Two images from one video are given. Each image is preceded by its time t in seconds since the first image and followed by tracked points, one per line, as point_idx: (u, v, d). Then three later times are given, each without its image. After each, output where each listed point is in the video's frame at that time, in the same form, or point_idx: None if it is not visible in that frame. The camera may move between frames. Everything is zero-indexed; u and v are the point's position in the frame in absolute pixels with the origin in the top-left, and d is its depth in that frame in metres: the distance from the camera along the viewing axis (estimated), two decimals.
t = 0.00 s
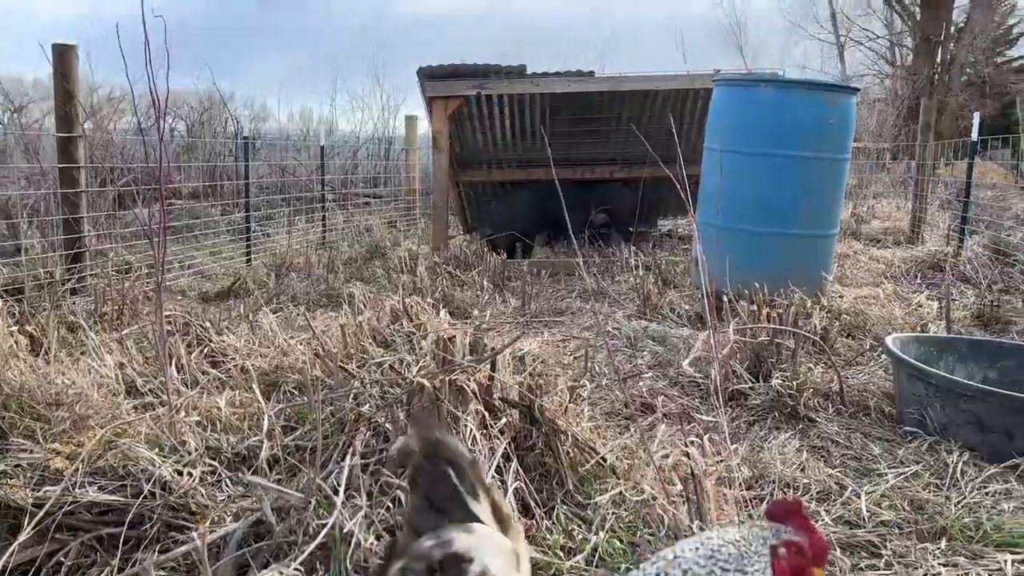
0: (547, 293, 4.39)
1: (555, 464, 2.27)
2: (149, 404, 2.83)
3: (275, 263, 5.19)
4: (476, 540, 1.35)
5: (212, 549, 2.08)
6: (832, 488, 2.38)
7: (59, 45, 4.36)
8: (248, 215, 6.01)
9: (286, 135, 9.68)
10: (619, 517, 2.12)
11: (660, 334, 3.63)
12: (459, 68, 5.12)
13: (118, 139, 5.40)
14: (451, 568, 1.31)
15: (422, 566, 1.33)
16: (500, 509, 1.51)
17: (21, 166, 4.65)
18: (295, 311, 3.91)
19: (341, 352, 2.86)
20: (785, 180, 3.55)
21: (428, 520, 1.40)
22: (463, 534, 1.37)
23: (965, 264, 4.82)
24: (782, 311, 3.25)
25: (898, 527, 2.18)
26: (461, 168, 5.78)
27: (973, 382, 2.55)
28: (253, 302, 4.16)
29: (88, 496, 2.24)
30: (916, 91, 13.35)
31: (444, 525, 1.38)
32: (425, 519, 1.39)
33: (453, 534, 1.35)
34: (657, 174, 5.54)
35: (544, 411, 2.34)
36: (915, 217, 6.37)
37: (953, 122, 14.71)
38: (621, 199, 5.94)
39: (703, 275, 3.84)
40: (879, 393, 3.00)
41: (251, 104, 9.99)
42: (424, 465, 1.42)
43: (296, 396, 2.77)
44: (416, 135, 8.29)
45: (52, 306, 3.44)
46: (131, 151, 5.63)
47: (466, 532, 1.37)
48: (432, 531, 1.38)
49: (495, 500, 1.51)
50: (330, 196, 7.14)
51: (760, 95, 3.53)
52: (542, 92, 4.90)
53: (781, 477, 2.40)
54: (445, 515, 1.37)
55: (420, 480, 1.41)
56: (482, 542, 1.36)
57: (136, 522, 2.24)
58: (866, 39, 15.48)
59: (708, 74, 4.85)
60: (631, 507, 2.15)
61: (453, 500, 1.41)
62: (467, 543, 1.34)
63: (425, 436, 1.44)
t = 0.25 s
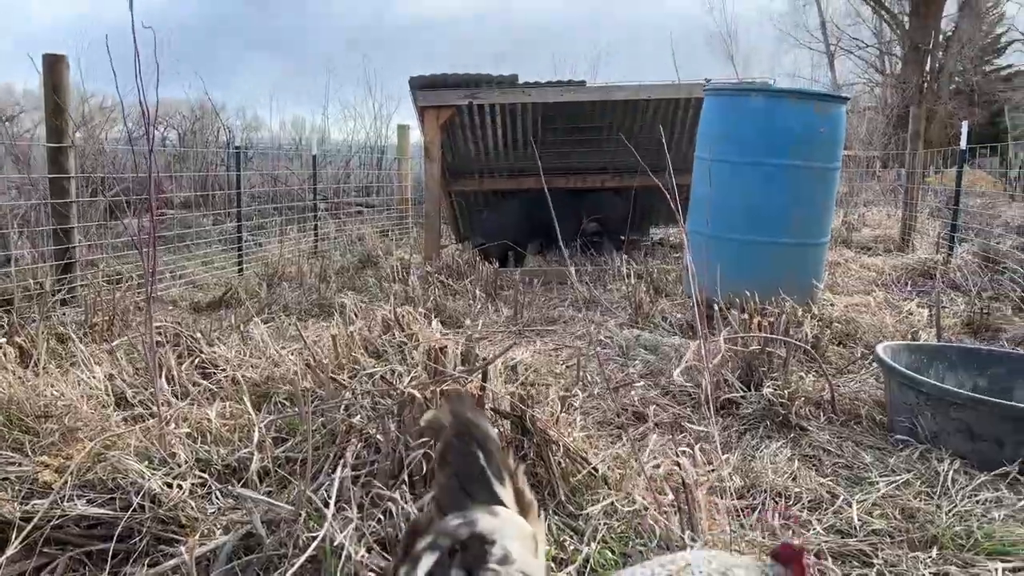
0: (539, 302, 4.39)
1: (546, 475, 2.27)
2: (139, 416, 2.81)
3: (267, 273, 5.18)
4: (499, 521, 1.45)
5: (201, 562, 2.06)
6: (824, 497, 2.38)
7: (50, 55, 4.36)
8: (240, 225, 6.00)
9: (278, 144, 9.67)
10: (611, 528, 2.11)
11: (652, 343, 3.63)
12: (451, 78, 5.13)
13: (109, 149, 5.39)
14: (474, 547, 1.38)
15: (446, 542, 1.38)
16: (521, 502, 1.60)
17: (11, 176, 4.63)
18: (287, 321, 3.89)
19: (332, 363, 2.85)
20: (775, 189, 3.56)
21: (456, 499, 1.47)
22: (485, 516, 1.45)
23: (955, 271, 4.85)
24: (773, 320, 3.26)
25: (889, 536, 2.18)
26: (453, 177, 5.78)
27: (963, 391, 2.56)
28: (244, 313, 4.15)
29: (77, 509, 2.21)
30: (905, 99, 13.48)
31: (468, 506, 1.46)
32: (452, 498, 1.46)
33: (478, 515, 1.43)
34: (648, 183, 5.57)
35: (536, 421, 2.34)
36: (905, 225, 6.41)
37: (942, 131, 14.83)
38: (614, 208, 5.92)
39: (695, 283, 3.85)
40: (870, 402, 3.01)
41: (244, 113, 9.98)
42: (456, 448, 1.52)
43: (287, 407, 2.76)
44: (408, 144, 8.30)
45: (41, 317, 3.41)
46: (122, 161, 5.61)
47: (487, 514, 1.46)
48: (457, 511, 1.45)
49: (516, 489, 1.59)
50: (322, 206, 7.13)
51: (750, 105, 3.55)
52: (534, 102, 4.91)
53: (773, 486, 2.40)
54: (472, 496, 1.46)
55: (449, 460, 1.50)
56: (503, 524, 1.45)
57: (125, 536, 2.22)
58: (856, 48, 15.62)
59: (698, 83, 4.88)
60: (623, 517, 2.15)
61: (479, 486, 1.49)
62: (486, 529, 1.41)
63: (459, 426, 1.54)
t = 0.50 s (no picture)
0: (535, 308, 4.40)
1: (542, 483, 2.26)
2: (133, 425, 2.79)
3: (262, 280, 5.18)
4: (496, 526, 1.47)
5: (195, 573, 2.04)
6: (819, 504, 2.38)
7: (44, 63, 4.35)
8: (235, 232, 5.99)
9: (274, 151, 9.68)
10: (607, 536, 2.11)
11: (647, 349, 3.63)
12: (446, 85, 5.14)
13: (105, 157, 5.39)
14: (474, 551, 1.42)
15: (446, 549, 1.41)
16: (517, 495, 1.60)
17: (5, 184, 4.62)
18: (283, 329, 3.88)
19: (327, 371, 2.84)
20: (769, 196, 3.57)
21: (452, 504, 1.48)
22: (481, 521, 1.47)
23: (949, 277, 4.86)
24: (767, 327, 3.26)
25: (885, 544, 2.18)
26: (448, 184, 5.79)
27: (958, 397, 2.56)
28: (239, 321, 4.14)
29: (69, 520, 2.19)
30: (899, 106, 13.55)
31: (468, 509, 1.47)
32: (451, 503, 1.47)
33: (477, 519, 1.45)
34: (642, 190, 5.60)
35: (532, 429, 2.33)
36: (900, 231, 6.43)
37: (936, 137, 14.91)
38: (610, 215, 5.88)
39: (691, 290, 3.87)
40: (865, 408, 3.02)
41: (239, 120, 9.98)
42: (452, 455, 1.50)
43: (282, 416, 2.75)
44: (404, 150, 8.31)
45: (35, 326, 3.40)
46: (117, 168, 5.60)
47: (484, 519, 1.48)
48: (457, 516, 1.46)
49: (513, 489, 1.60)
50: (318, 213, 7.13)
51: (743, 113, 3.57)
52: (529, 109, 4.92)
53: (768, 493, 2.40)
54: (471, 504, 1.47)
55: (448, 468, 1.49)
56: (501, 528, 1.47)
57: (118, 546, 2.20)
58: (849, 54, 15.72)
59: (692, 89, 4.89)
60: (619, 526, 2.14)
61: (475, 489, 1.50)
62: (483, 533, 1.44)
63: (453, 430, 1.51)
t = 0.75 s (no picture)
0: (532, 315, 4.39)
1: (539, 492, 2.26)
2: (128, 435, 2.78)
3: (258, 287, 5.17)
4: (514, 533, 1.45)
5: None
6: (816, 511, 2.38)
7: (39, 72, 4.34)
8: (231, 240, 5.99)
9: (270, 158, 9.68)
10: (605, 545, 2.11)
11: (644, 356, 3.63)
12: (442, 93, 5.15)
13: (100, 165, 5.37)
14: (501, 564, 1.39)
15: (478, 565, 1.40)
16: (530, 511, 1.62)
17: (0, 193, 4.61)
18: (279, 337, 3.88)
19: (323, 380, 2.84)
20: (764, 203, 3.58)
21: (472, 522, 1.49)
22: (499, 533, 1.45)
23: (944, 283, 4.88)
24: (764, 334, 3.27)
25: (882, 551, 2.18)
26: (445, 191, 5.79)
27: (953, 403, 2.56)
28: (235, 329, 4.13)
29: (64, 531, 2.18)
30: (894, 111, 13.61)
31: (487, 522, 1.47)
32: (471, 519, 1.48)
33: (499, 530, 1.43)
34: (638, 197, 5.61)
35: (528, 437, 2.33)
36: (895, 237, 6.46)
37: (930, 142, 14.99)
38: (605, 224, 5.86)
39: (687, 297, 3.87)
40: (862, 415, 3.02)
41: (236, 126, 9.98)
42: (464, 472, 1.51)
43: (278, 425, 2.74)
44: (400, 157, 8.32)
45: (30, 336, 3.38)
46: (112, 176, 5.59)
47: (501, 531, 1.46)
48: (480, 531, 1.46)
49: (521, 497, 1.62)
50: (314, 220, 7.14)
51: (739, 120, 3.57)
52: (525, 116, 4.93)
53: (765, 501, 2.40)
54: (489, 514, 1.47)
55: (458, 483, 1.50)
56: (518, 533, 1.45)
57: (113, 558, 2.19)
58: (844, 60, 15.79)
59: (688, 96, 4.90)
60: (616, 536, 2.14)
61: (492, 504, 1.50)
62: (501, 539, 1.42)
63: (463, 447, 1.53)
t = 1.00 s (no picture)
0: (528, 321, 4.39)
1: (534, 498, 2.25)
2: (123, 442, 2.76)
3: (254, 293, 5.16)
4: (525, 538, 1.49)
5: None
6: (813, 517, 2.37)
7: (34, 78, 4.34)
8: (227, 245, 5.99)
9: (266, 164, 9.67)
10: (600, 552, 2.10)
11: (640, 361, 3.63)
12: (438, 98, 5.15)
13: (96, 170, 5.37)
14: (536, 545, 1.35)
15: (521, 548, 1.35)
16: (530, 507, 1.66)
17: None
18: (274, 344, 3.87)
19: (318, 386, 2.83)
20: (760, 208, 3.58)
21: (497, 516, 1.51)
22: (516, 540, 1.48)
23: (940, 287, 4.89)
24: (760, 339, 3.26)
25: (878, 557, 2.17)
26: (441, 197, 5.79)
27: (949, 408, 2.56)
28: (230, 336, 4.12)
29: (58, 540, 2.16)
30: (889, 115, 13.66)
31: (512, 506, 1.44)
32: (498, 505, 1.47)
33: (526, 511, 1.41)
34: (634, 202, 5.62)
35: (524, 444, 2.32)
36: (891, 241, 6.47)
37: (926, 146, 15.04)
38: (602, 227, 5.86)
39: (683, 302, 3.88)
40: (858, 419, 3.02)
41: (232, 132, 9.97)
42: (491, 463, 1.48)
43: (274, 432, 2.73)
44: (396, 162, 8.32)
45: (24, 343, 3.37)
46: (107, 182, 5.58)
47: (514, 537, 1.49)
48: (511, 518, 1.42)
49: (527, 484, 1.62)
50: (311, 226, 7.13)
51: (734, 126, 3.58)
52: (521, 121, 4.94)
53: (761, 507, 2.39)
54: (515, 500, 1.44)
55: (484, 473, 1.48)
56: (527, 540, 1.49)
57: (107, 566, 2.17)
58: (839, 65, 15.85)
59: (683, 101, 4.91)
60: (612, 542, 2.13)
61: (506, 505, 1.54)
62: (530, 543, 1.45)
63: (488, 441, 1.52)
